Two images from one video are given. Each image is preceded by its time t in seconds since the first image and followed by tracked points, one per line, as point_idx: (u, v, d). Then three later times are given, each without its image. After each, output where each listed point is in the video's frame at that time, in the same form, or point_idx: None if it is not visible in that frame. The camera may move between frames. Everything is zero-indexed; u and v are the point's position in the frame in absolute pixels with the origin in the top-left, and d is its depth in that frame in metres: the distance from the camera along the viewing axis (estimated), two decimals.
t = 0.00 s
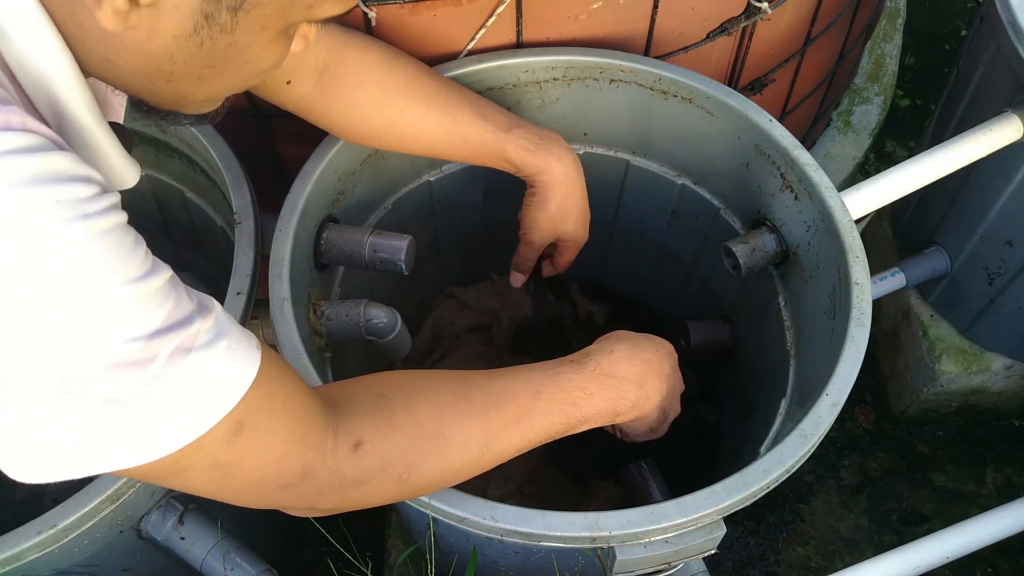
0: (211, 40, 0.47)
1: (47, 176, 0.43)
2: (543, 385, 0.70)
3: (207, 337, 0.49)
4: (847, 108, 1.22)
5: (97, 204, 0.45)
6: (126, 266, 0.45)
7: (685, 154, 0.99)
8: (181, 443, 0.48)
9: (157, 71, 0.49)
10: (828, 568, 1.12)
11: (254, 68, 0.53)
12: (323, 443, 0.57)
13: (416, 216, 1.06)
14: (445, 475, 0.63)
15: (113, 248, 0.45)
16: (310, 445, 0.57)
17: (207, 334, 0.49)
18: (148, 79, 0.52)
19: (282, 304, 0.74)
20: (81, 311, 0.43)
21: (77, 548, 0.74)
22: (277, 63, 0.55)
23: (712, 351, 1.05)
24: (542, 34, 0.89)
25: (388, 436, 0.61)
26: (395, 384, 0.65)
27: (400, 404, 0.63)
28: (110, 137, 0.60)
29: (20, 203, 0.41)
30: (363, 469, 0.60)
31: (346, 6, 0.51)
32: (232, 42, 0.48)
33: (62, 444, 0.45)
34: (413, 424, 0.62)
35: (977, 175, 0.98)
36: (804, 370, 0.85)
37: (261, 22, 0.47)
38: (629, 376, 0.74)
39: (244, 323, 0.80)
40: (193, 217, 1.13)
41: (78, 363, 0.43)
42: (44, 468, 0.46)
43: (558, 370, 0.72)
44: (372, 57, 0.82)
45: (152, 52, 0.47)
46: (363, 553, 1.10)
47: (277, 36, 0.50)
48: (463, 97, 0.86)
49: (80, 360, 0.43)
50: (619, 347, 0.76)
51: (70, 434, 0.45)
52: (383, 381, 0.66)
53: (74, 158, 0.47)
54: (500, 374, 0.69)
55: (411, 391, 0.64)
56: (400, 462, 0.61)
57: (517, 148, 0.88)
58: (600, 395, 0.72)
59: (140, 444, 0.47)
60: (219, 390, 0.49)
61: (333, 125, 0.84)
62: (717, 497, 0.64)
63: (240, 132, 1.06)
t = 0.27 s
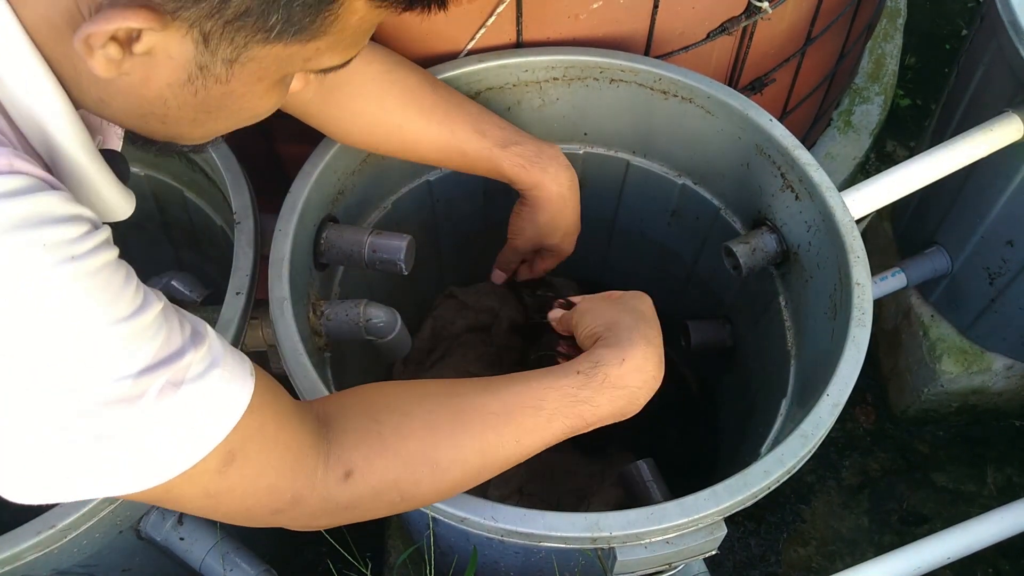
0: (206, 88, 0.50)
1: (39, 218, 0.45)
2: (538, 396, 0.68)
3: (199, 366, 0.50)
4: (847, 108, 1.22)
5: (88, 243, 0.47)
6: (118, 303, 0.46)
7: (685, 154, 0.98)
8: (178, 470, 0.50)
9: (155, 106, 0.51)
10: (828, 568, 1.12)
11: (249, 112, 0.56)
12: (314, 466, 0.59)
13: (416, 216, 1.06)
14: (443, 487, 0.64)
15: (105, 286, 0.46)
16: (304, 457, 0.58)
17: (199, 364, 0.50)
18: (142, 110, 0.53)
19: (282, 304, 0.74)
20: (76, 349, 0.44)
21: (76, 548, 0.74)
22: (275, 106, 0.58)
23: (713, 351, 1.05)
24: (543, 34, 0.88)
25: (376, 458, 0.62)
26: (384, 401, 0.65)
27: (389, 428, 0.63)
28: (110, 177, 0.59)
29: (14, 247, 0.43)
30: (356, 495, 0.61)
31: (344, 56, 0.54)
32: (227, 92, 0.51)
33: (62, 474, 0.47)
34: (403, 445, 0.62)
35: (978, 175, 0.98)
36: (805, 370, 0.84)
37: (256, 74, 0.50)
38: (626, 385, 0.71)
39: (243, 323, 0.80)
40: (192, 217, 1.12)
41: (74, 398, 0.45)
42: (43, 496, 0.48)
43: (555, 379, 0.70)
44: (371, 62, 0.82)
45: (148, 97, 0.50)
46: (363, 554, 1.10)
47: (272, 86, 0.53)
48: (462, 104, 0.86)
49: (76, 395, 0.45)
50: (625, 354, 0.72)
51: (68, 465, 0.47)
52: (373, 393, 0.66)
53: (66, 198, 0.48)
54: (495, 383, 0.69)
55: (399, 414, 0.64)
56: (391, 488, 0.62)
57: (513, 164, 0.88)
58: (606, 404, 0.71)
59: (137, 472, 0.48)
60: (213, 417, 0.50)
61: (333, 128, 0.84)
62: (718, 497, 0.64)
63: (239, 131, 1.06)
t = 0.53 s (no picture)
0: (199, 109, 0.50)
1: (29, 206, 0.44)
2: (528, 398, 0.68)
3: (200, 353, 0.48)
4: (847, 107, 1.22)
5: (81, 230, 0.45)
6: (112, 289, 0.45)
7: (684, 154, 0.98)
8: (186, 462, 0.48)
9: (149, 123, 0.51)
10: (828, 568, 1.12)
11: (244, 133, 0.56)
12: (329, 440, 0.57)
13: (416, 216, 1.06)
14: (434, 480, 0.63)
15: (99, 271, 0.45)
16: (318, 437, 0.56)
17: (200, 352, 0.48)
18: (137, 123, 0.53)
19: (281, 304, 0.74)
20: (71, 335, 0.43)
21: (76, 548, 0.74)
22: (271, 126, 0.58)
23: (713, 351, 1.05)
24: (542, 34, 0.88)
25: (390, 438, 0.60)
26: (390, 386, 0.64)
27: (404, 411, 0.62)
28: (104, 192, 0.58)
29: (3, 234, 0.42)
30: (372, 469, 0.59)
31: (341, 82, 0.55)
32: (222, 113, 0.52)
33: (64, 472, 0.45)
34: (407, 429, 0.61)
35: (978, 175, 0.98)
36: (804, 370, 0.84)
37: (251, 97, 0.51)
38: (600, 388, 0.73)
39: (243, 323, 0.80)
40: (192, 217, 1.12)
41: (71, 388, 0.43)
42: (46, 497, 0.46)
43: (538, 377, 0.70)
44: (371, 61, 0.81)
45: (143, 115, 0.50)
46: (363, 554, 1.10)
47: (267, 108, 0.54)
48: (460, 110, 0.87)
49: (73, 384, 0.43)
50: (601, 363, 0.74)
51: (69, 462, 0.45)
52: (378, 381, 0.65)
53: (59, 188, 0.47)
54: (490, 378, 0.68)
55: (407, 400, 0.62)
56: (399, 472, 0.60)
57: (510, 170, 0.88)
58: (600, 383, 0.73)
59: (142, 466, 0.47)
60: (215, 405, 0.48)
61: (332, 128, 0.83)
62: (717, 497, 0.64)
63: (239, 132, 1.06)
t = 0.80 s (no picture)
0: (210, 61, 0.49)
1: (45, 161, 0.44)
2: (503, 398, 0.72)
3: (222, 291, 0.49)
4: (847, 108, 1.22)
5: (95, 178, 0.46)
6: (127, 233, 0.46)
7: (685, 154, 0.98)
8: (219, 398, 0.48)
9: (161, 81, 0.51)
10: (828, 568, 1.12)
11: (254, 90, 0.55)
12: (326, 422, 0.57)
13: (416, 215, 1.06)
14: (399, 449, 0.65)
15: (112, 217, 0.45)
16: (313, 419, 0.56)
17: (222, 289, 0.49)
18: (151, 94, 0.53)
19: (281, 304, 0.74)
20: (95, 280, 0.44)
21: (77, 548, 0.74)
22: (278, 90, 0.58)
23: (713, 351, 1.05)
24: (542, 34, 0.89)
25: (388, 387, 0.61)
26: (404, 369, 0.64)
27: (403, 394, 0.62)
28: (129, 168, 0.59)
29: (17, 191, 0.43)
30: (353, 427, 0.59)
31: (347, 38, 0.53)
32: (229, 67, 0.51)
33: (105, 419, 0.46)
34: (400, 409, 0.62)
35: (979, 175, 0.98)
36: (805, 371, 0.84)
37: (259, 49, 0.49)
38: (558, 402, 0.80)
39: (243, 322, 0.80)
40: (192, 217, 1.12)
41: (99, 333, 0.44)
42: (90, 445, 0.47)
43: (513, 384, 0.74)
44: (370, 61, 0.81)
45: (152, 70, 0.50)
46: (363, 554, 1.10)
47: (275, 62, 0.52)
48: (462, 106, 0.86)
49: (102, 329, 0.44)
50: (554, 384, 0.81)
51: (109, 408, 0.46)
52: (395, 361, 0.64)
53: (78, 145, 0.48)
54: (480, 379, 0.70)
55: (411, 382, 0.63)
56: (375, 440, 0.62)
57: (509, 168, 0.88)
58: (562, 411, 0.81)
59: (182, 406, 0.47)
60: (243, 336, 0.48)
61: (333, 127, 0.83)
62: (718, 496, 0.64)
63: (240, 132, 1.06)
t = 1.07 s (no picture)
0: (241, 36, 0.48)
1: (107, 149, 0.44)
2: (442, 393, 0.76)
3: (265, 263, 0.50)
4: (847, 108, 1.22)
5: (155, 166, 0.46)
6: (187, 218, 0.45)
7: (685, 154, 0.98)
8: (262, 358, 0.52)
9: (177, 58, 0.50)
10: (828, 568, 1.12)
11: (275, 64, 0.54)
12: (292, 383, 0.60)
13: (416, 215, 1.06)
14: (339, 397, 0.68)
15: (173, 201, 0.45)
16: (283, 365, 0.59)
17: (264, 257, 0.50)
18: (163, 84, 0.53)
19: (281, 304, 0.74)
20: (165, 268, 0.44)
21: (77, 548, 0.74)
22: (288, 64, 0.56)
23: (713, 351, 1.05)
24: (543, 34, 0.89)
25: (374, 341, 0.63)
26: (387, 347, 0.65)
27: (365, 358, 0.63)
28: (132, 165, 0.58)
29: (82, 188, 0.42)
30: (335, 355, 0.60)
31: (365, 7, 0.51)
32: (260, 43, 0.49)
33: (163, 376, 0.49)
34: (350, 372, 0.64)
35: (979, 175, 0.98)
36: (804, 371, 0.84)
37: (287, 22, 0.48)
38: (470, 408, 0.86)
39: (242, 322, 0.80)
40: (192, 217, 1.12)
41: (163, 316, 0.45)
42: (145, 396, 0.51)
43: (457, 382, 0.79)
44: (370, 61, 0.81)
45: (186, 49, 0.48)
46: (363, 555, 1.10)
47: (300, 36, 0.51)
48: (463, 101, 0.86)
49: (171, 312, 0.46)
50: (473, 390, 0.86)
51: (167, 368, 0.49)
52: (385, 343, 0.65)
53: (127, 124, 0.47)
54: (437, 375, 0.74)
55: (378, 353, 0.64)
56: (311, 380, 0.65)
57: (513, 157, 0.89)
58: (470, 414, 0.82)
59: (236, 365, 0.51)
60: (287, 303, 0.51)
61: (335, 125, 0.83)
62: (718, 496, 0.64)
63: (240, 132, 1.06)
